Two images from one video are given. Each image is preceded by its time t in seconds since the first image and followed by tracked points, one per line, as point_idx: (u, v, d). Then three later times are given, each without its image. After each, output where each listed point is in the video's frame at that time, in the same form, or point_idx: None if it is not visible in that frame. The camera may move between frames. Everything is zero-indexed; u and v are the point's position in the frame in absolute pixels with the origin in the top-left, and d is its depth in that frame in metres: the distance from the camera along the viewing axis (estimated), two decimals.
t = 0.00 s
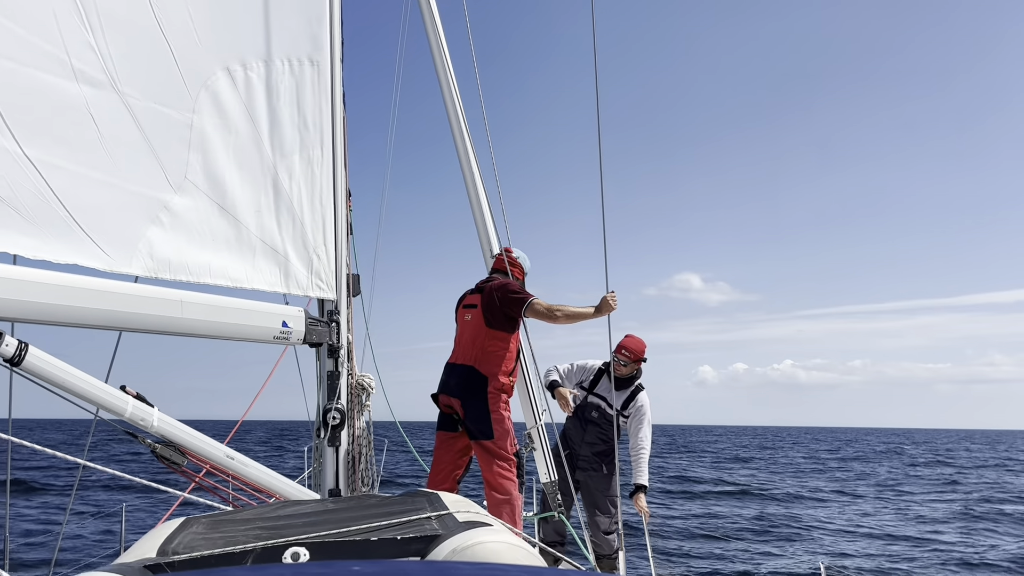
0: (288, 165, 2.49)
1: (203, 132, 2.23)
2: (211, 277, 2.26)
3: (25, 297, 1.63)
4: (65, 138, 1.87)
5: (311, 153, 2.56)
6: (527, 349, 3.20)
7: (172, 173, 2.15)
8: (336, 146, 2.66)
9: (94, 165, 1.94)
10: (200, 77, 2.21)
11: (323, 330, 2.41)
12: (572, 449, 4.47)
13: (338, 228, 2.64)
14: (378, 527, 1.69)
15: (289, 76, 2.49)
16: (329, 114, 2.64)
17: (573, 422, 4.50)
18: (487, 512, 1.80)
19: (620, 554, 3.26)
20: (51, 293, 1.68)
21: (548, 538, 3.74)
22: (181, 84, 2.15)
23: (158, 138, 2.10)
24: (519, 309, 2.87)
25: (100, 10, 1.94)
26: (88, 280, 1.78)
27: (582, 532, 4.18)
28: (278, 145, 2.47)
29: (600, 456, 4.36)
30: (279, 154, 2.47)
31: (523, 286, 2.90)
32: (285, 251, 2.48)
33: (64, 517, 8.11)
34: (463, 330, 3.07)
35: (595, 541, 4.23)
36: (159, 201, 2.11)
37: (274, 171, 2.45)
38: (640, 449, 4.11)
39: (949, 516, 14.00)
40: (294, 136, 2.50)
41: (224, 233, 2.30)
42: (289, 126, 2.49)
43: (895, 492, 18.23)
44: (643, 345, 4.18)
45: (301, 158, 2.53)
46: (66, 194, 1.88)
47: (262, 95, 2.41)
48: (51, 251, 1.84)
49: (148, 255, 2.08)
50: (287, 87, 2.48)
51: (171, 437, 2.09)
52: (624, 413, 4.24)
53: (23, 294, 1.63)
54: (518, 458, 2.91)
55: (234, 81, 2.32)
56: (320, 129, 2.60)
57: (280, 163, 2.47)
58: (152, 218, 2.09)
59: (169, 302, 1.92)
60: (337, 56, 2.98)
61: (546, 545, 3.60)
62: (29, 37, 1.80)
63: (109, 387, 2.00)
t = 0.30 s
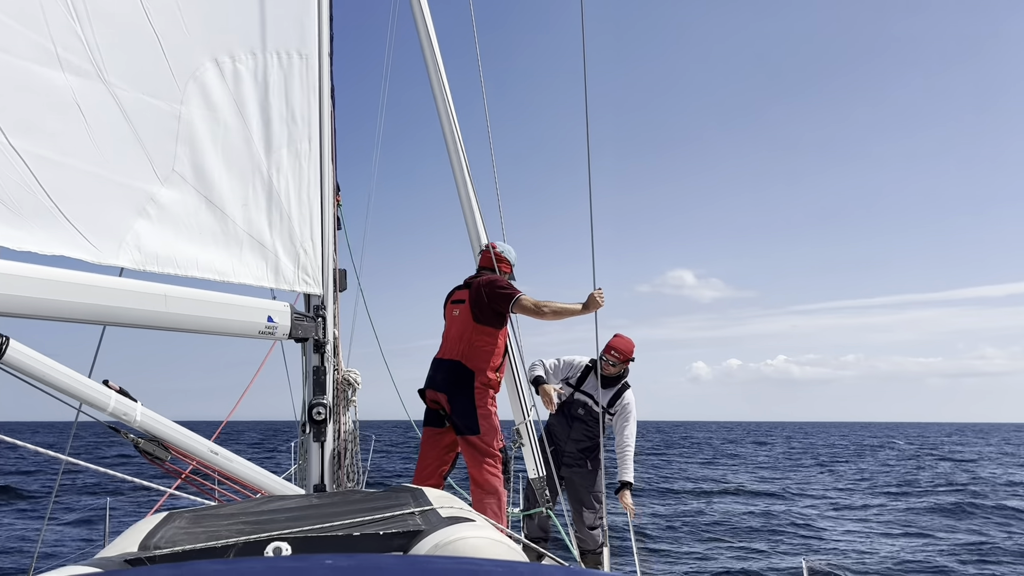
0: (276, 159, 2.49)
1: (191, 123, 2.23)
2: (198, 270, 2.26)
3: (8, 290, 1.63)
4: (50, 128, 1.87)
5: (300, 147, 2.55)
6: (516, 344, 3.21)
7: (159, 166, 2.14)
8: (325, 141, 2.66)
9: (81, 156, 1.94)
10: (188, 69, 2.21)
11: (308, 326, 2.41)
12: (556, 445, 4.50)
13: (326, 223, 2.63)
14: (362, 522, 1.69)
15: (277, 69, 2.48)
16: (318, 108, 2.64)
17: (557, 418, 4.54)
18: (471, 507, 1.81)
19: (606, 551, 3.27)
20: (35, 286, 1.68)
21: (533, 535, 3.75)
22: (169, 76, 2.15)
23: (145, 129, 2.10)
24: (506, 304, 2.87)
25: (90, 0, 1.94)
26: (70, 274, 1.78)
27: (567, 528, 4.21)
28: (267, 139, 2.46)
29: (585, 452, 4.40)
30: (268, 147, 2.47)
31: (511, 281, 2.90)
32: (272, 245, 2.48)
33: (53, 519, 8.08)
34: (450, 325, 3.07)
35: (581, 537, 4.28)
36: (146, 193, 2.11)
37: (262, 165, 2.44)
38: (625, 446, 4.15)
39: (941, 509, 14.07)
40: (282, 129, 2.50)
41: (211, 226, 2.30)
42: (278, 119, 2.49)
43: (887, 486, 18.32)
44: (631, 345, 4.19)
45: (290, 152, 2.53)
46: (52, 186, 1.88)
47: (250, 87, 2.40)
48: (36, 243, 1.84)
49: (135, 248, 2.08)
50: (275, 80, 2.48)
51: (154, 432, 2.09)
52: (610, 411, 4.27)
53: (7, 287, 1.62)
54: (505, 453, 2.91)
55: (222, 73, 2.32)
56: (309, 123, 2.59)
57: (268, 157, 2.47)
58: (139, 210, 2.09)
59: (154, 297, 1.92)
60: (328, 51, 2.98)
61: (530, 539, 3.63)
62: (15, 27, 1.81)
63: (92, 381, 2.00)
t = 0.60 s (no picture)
0: (264, 158, 2.47)
1: (180, 121, 2.21)
2: (186, 270, 2.24)
3: None
4: (38, 125, 1.86)
5: (288, 147, 2.54)
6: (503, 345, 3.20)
7: (148, 164, 2.13)
8: (313, 141, 2.64)
9: (69, 154, 1.93)
10: (177, 67, 2.19)
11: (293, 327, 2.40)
12: (541, 447, 4.48)
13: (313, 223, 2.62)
14: (345, 525, 1.69)
15: (266, 69, 2.47)
16: (306, 108, 2.62)
17: (541, 420, 4.53)
18: (455, 510, 1.80)
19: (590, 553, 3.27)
20: (18, 286, 1.66)
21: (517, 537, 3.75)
22: (157, 74, 2.14)
23: (134, 127, 2.08)
24: (492, 306, 2.87)
25: None
26: (54, 275, 1.77)
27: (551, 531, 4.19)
28: (255, 138, 2.45)
29: (569, 455, 4.39)
30: (256, 147, 2.45)
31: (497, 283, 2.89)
32: (259, 245, 2.46)
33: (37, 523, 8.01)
34: (437, 326, 3.06)
35: (565, 539, 4.27)
36: (134, 191, 2.09)
37: (250, 164, 2.43)
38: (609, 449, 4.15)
39: (930, 501, 14.18)
40: (270, 129, 2.49)
41: (199, 226, 2.28)
42: (266, 119, 2.48)
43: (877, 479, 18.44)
44: (617, 349, 4.19)
45: (278, 152, 2.52)
46: (40, 185, 1.86)
47: (239, 86, 2.39)
48: (22, 241, 1.82)
49: (123, 247, 2.06)
50: (264, 79, 2.47)
51: (137, 434, 2.07)
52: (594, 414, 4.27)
53: None
54: (491, 455, 2.91)
55: (211, 72, 2.30)
56: (297, 124, 2.58)
57: (256, 156, 2.45)
58: (127, 209, 2.07)
59: (137, 298, 1.90)
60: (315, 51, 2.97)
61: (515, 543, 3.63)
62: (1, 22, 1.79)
63: (74, 384, 1.98)
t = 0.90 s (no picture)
0: (250, 163, 2.45)
1: (164, 125, 2.19)
2: (171, 274, 2.21)
3: None
4: (20, 131, 1.83)
5: (274, 151, 2.51)
6: (489, 350, 3.19)
7: (132, 168, 2.10)
8: (300, 146, 2.62)
9: (52, 159, 1.90)
10: (161, 71, 2.17)
11: (279, 331, 2.38)
12: (528, 453, 4.48)
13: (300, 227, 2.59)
14: (332, 530, 1.67)
15: (251, 73, 2.44)
16: (293, 113, 2.60)
17: (529, 425, 4.52)
18: (441, 516, 1.79)
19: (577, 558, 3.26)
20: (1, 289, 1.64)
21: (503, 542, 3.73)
22: (142, 77, 2.11)
23: (118, 130, 2.06)
24: (480, 311, 2.86)
25: None
26: (36, 277, 1.74)
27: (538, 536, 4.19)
28: (241, 142, 2.43)
29: (556, 461, 4.39)
30: (242, 151, 2.43)
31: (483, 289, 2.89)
32: (245, 250, 2.44)
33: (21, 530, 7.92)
34: (423, 330, 3.04)
35: (552, 544, 4.24)
36: (118, 195, 2.06)
37: (236, 168, 2.40)
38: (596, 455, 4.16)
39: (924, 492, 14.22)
40: (256, 134, 2.47)
41: (184, 230, 2.25)
42: (252, 124, 2.45)
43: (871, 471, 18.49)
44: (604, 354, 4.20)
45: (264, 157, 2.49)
46: (22, 190, 1.84)
47: (225, 90, 2.36)
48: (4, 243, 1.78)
49: (107, 251, 2.04)
50: (249, 84, 2.44)
51: (122, 439, 2.05)
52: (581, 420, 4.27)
53: None
54: (475, 461, 2.90)
55: (196, 75, 2.28)
56: (284, 128, 2.55)
57: (241, 161, 2.43)
58: (111, 213, 2.04)
59: (122, 301, 1.88)
60: (304, 56, 2.95)
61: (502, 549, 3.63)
62: None
63: (57, 388, 1.95)
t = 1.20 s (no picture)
0: (241, 165, 2.42)
1: (154, 127, 2.16)
2: (159, 276, 2.18)
3: None
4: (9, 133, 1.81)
5: (265, 154, 2.48)
6: (480, 354, 3.18)
7: (120, 169, 2.07)
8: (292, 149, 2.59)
9: (40, 161, 1.88)
10: (151, 72, 2.14)
11: (270, 334, 2.35)
12: (516, 459, 4.47)
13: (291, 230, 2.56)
14: (321, 534, 1.65)
15: (242, 75, 2.41)
16: (286, 116, 2.57)
17: (518, 430, 4.53)
18: (432, 520, 1.77)
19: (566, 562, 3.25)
20: None
21: (491, 546, 3.71)
22: (131, 78, 2.08)
23: (106, 131, 2.03)
24: (471, 315, 2.85)
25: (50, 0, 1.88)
26: (22, 277, 1.71)
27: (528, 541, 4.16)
28: (231, 144, 2.40)
29: (545, 465, 4.39)
30: (232, 153, 2.40)
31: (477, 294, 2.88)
32: (234, 252, 2.41)
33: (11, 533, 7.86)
34: (413, 334, 3.01)
35: (540, 549, 4.20)
36: (106, 197, 2.04)
37: (226, 170, 2.38)
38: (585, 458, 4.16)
39: (917, 483, 14.27)
40: (248, 136, 2.43)
41: (173, 232, 2.23)
42: (243, 126, 2.42)
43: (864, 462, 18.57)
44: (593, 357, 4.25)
45: (255, 160, 2.46)
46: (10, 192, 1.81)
47: (217, 92, 2.34)
48: None
49: (94, 253, 2.01)
50: (240, 86, 2.40)
51: (110, 442, 2.02)
52: (569, 423, 4.28)
53: None
54: (465, 465, 2.88)
55: (187, 77, 2.25)
56: (276, 131, 2.52)
57: (232, 163, 2.40)
58: (99, 215, 2.01)
59: (110, 302, 1.85)
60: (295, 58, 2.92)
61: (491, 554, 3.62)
62: None
63: (45, 388, 1.92)
